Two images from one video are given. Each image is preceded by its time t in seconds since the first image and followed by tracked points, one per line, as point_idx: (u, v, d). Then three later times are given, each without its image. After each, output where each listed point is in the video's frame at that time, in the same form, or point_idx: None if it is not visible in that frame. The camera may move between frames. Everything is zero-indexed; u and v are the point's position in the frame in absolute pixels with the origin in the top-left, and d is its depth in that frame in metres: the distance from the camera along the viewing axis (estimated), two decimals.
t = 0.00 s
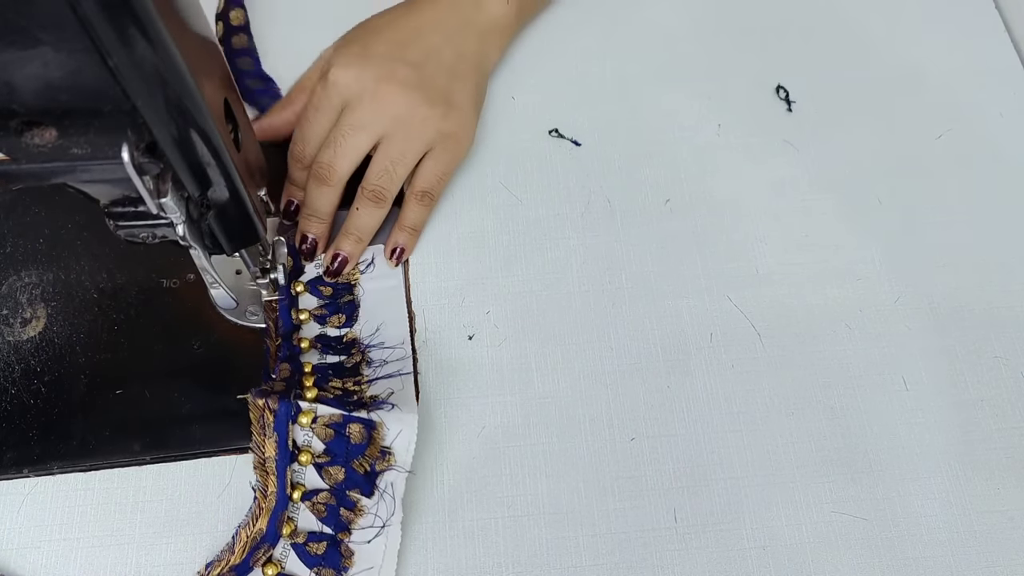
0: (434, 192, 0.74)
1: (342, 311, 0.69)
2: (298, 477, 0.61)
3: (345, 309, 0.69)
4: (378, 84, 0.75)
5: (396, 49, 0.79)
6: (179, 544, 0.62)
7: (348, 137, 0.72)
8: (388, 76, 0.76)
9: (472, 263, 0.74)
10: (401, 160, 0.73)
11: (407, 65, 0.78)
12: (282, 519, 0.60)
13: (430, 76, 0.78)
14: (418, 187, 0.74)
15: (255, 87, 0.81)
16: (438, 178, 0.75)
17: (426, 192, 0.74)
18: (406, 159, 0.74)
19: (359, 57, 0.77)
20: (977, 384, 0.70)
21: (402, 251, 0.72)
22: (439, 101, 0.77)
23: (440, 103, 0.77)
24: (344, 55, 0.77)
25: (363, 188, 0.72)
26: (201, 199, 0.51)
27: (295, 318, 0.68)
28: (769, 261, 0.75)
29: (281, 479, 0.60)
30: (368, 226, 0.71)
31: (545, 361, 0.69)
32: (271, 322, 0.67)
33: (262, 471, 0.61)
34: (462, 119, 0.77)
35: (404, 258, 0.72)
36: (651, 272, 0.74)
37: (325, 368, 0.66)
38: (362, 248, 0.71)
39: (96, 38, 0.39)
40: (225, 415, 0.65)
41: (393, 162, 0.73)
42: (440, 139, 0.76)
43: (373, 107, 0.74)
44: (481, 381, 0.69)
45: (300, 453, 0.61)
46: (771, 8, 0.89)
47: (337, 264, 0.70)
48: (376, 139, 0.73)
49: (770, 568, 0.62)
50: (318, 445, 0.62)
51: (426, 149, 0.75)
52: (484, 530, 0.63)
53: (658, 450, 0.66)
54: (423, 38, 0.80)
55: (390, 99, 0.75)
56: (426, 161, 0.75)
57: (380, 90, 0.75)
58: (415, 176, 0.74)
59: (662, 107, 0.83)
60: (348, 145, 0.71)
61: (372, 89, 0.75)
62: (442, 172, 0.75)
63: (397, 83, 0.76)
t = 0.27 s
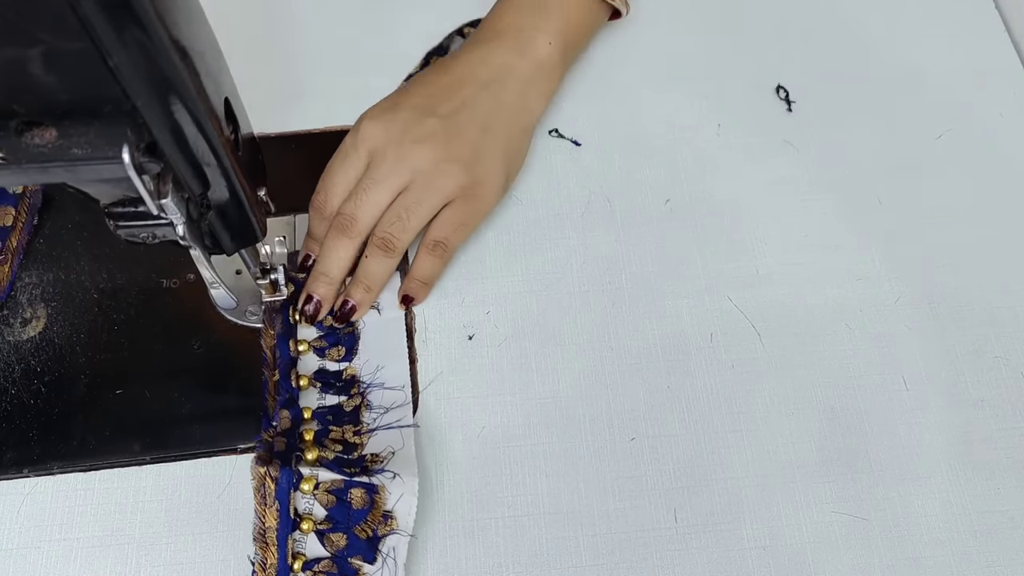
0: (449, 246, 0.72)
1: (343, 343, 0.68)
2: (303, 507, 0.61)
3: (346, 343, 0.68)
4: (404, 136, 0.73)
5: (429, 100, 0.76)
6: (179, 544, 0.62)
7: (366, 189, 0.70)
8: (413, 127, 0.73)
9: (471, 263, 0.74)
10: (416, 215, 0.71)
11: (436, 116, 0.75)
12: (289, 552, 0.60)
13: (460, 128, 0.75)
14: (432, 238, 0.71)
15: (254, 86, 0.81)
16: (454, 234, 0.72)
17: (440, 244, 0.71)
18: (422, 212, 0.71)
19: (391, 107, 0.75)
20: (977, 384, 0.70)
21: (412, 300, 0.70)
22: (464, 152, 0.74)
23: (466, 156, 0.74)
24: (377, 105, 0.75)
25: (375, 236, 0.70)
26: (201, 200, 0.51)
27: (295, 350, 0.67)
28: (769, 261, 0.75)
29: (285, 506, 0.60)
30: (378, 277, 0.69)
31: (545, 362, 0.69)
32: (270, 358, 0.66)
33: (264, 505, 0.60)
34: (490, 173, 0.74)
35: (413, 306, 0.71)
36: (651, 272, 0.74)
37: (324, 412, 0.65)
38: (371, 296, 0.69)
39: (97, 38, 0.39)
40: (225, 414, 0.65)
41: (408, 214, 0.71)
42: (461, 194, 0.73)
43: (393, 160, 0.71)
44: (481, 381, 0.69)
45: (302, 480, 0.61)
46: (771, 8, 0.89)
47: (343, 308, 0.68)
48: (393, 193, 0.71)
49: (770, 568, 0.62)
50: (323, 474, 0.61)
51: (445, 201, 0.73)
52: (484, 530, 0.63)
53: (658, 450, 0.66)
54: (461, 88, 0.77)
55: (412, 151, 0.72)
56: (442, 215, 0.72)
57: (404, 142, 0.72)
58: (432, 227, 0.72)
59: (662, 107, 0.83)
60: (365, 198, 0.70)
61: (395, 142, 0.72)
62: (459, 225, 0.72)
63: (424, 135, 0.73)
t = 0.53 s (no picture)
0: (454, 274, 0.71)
1: (339, 379, 0.67)
2: (277, 562, 0.58)
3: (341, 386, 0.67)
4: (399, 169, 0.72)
5: (421, 127, 0.75)
6: (179, 544, 0.62)
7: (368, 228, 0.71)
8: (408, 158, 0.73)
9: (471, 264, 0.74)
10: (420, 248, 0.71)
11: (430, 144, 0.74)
12: None
13: (455, 153, 0.74)
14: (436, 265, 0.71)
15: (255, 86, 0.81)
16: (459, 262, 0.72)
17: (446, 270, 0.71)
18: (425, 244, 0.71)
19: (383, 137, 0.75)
20: (977, 384, 0.70)
21: (419, 330, 0.69)
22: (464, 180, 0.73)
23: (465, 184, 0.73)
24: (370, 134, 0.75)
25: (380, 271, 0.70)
26: (201, 200, 0.51)
27: (290, 381, 0.66)
28: (769, 261, 0.75)
29: (260, 559, 0.57)
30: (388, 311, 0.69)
31: (545, 362, 0.69)
32: (264, 388, 0.64)
33: (237, 556, 0.57)
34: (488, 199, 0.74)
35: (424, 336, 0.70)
36: (651, 272, 0.74)
37: (312, 453, 0.64)
38: (385, 332, 0.68)
39: (96, 38, 0.39)
40: (225, 414, 0.65)
41: (414, 244, 0.71)
42: (462, 222, 0.73)
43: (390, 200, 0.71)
44: (481, 381, 0.69)
45: (279, 534, 0.58)
46: (771, 8, 0.89)
47: (359, 350, 0.67)
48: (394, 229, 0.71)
49: (771, 568, 0.62)
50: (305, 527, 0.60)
51: (448, 228, 0.72)
52: (484, 530, 0.63)
53: (658, 450, 0.66)
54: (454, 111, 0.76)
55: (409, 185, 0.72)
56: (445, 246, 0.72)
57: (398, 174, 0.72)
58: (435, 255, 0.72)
59: (662, 107, 0.83)
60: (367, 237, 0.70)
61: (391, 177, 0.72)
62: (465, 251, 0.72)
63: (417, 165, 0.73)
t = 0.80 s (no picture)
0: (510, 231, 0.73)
1: (411, 342, 0.68)
2: (406, 517, 0.60)
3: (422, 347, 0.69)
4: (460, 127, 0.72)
5: (473, 94, 0.75)
6: (179, 544, 0.62)
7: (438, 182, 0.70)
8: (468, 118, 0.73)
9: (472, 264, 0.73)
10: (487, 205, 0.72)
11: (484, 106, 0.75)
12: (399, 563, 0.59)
13: (510, 113, 0.75)
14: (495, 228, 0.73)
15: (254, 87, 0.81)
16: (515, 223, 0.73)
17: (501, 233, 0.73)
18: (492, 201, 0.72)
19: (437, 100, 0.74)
20: (977, 384, 0.70)
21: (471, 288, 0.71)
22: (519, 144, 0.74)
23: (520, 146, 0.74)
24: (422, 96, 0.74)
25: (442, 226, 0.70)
26: (202, 200, 0.51)
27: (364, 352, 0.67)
28: (769, 261, 0.75)
29: (392, 519, 0.58)
30: (458, 267, 0.70)
31: (545, 362, 0.69)
32: (340, 364, 0.65)
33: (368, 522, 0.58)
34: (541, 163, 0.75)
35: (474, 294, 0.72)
36: (651, 272, 0.74)
37: (406, 414, 0.66)
38: (456, 288, 0.70)
39: (96, 38, 0.39)
40: (225, 414, 0.65)
41: (484, 204, 0.71)
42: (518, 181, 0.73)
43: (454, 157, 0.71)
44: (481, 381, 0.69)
45: (404, 491, 0.60)
46: (771, 8, 0.89)
47: (434, 306, 0.69)
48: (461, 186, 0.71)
49: (770, 568, 0.62)
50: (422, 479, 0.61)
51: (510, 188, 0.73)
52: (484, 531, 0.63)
53: (658, 450, 0.66)
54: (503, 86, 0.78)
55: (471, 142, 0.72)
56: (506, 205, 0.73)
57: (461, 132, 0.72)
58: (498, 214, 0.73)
59: (662, 107, 0.83)
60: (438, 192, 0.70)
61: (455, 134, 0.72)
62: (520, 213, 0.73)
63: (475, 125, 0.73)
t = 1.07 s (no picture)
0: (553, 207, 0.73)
1: (411, 318, 0.68)
2: (420, 491, 0.62)
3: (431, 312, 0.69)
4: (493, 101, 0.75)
5: (504, 80, 0.76)
6: (179, 544, 0.62)
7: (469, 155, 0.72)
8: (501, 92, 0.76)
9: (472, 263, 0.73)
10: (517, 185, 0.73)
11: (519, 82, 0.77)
12: (418, 538, 0.60)
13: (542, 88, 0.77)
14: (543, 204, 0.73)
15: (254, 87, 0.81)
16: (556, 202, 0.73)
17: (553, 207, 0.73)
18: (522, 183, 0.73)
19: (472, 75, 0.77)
20: (977, 384, 0.70)
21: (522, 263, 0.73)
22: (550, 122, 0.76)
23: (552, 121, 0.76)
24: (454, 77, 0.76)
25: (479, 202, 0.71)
26: (202, 200, 0.51)
27: (364, 330, 0.67)
28: (769, 261, 0.75)
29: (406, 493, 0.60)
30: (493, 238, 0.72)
31: (545, 361, 0.69)
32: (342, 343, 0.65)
33: (384, 499, 0.59)
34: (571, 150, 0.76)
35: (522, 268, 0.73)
36: (651, 272, 0.74)
37: (411, 388, 0.66)
38: (489, 258, 0.72)
39: (96, 38, 0.39)
40: (225, 414, 0.65)
41: (519, 180, 0.73)
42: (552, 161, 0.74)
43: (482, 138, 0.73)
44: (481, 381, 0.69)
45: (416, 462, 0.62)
46: (771, 8, 0.89)
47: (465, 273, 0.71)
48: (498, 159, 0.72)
49: (770, 568, 0.62)
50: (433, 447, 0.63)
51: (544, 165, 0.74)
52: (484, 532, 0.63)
53: (658, 450, 0.66)
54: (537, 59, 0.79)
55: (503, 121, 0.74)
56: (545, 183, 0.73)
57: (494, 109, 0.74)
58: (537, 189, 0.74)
59: (662, 107, 0.83)
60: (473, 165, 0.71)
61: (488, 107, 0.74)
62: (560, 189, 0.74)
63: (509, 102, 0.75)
